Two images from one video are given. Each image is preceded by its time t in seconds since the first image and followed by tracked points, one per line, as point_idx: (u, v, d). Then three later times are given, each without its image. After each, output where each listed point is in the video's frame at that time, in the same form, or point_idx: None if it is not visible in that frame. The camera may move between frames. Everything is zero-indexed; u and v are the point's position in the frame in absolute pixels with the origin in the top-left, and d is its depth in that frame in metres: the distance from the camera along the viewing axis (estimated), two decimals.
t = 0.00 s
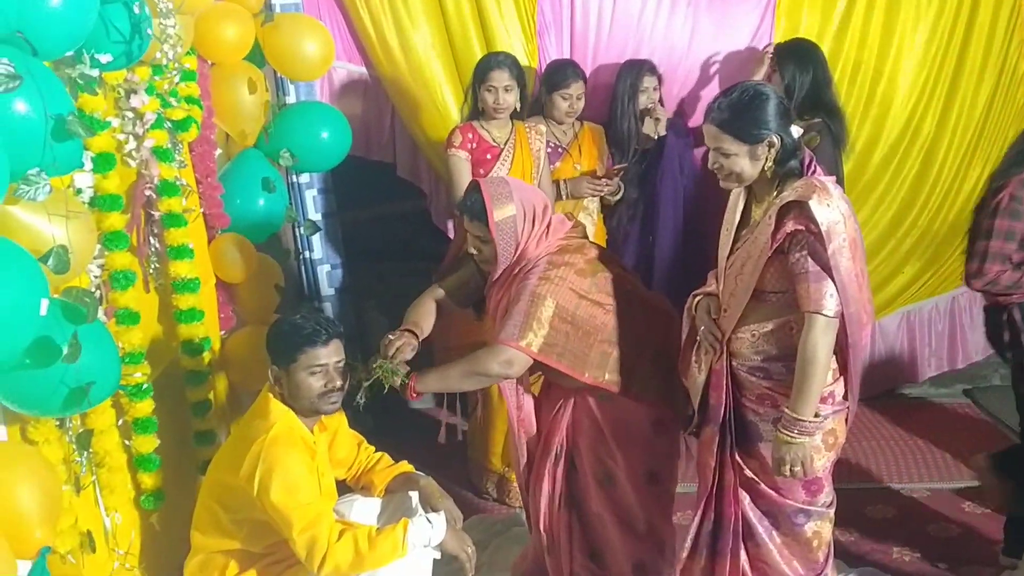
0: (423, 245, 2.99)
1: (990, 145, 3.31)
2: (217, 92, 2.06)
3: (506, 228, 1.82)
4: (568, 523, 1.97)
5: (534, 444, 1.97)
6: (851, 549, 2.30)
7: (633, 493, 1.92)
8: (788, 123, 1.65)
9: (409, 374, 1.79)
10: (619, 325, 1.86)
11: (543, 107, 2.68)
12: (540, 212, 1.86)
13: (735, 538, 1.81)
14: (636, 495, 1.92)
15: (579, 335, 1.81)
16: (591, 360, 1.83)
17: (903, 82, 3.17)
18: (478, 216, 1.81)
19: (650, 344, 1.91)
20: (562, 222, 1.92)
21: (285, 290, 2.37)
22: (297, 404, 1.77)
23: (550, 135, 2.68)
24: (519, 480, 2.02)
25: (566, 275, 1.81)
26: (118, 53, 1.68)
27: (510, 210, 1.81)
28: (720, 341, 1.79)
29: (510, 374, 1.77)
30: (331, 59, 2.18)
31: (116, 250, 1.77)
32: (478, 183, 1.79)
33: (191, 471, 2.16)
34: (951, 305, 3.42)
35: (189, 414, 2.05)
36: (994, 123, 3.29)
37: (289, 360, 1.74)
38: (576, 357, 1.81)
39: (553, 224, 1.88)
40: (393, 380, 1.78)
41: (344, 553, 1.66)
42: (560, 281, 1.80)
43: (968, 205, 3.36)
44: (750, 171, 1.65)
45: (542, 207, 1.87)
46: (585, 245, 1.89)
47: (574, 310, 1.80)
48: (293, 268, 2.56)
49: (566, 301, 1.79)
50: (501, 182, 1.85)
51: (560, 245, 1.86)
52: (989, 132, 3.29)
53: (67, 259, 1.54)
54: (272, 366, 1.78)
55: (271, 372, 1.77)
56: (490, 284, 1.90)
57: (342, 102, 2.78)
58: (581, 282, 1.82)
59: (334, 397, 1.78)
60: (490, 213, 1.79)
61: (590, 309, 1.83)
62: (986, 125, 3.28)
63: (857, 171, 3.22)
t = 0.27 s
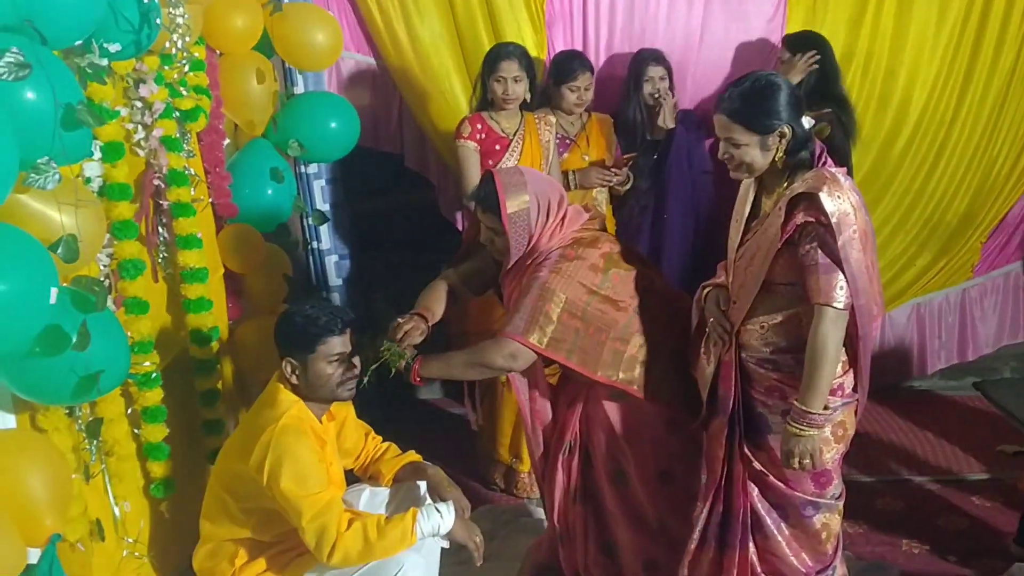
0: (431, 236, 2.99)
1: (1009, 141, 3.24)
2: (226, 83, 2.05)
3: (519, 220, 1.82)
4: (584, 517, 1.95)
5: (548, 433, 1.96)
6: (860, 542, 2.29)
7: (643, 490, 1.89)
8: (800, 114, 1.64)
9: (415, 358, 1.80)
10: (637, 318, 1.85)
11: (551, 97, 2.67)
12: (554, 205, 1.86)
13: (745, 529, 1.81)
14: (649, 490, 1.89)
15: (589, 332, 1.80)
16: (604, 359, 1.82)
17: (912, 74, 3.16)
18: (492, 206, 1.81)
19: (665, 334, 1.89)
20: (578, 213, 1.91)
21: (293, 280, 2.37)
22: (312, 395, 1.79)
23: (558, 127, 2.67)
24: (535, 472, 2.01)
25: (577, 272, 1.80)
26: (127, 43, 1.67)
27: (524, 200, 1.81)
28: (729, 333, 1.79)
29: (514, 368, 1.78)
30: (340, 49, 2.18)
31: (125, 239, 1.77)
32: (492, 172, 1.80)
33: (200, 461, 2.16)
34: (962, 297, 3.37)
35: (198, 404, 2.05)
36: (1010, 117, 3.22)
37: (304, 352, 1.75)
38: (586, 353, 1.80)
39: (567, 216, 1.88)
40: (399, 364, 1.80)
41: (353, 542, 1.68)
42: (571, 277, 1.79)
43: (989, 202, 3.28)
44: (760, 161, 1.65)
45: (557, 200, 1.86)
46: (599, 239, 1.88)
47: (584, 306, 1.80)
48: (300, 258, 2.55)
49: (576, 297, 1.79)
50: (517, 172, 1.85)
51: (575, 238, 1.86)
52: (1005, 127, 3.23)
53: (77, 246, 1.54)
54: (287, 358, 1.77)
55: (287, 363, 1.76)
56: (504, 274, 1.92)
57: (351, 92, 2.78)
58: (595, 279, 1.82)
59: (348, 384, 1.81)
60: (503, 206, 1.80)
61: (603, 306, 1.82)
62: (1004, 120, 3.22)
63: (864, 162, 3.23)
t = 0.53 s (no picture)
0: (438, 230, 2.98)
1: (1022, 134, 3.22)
2: (235, 76, 2.06)
3: (528, 215, 1.82)
4: (592, 514, 1.94)
5: (558, 429, 1.96)
6: (868, 538, 2.29)
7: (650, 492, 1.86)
8: (811, 108, 1.63)
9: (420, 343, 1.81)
10: (646, 316, 1.85)
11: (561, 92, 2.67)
12: (565, 200, 1.85)
13: (753, 526, 1.80)
14: (658, 489, 1.87)
15: (596, 329, 1.80)
16: (613, 357, 1.81)
17: (924, 67, 3.16)
18: (501, 199, 1.82)
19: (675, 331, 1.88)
20: (589, 209, 1.90)
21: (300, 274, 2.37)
22: (321, 389, 1.80)
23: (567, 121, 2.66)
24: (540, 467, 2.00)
25: (585, 269, 1.80)
26: (136, 35, 1.67)
27: (533, 194, 1.81)
28: (738, 329, 1.78)
29: (514, 362, 1.80)
30: (348, 42, 2.17)
31: (133, 232, 1.79)
32: (501, 166, 1.81)
33: (207, 454, 2.16)
34: (969, 293, 3.34)
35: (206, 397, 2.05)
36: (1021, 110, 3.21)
37: (315, 347, 1.75)
38: (591, 350, 1.80)
39: (578, 211, 1.87)
40: (403, 350, 1.82)
41: (360, 536, 1.68)
42: (579, 274, 1.79)
43: (1000, 198, 3.26)
44: (770, 155, 1.64)
45: (567, 196, 1.86)
46: (610, 235, 1.86)
47: (590, 304, 1.80)
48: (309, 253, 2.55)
49: (582, 293, 1.79)
50: (527, 167, 1.85)
51: (585, 234, 1.85)
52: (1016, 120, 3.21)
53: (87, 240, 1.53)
54: (299, 353, 1.77)
55: (298, 358, 1.77)
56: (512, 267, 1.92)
57: (359, 85, 2.77)
58: (604, 276, 1.81)
59: (361, 377, 1.81)
60: (512, 200, 1.80)
61: (610, 304, 1.81)
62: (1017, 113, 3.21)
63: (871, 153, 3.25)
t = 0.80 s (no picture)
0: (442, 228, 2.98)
1: None
2: (239, 74, 2.06)
3: (534, 215, 1.81)
4: (594, 514, 1.94)
5: (560, 428, 1.95)
6: (871, 538, 2.29)
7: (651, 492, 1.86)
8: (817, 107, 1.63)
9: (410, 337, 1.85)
10: (648, 317, 1.85)
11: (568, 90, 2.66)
12: (571, 200, 1.84)
13: (757, 525, 1.80)
14: (660, 488, 1.87)
15: (596, 327, 1.80)
16: (607, 351, 1.81)
17: (927, 67, 3.16)
18: (507, 199, 1.80)
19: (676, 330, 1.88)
20: (595, 208, 1.89)
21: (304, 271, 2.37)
22: (324, 386, 1.79)
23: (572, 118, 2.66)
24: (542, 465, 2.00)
25: (587, 267, 1.79)
26: (141, 32, 1.67)
27: (538, 192, 1.80)
28: (742, 329, 1.78)
29: (508, 355, 1.78)
30: (353, 40, 2.17)
31: (137, 229, 1.79)
32: (507, 164, 1.79)
33: (210, 452, 2.16)
34: (974, 293, 3.33)
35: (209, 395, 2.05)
36: None
37: (319, 345, 1.75)
38: (586, 343, 1.79)
39: (584, 211, 1.86)
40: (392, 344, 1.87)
41: (363, 535, 1.68)
42: (579, 272, 1.79)
43: (1003, 199, 3.26)
44: (778, 154, 1.63)
45: (573, 196, 1.84)
46: (614, 234, 1.86)
47: (589, 301, 1.79)
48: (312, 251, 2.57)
49: (582, 289, 1.79)
50: (533, 165, 1.83)
51: (589, 233, 1.85)
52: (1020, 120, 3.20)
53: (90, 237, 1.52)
54: (302, 352, 1.77)
55: (302, 356, 1.77)
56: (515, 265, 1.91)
57: (364, 82, 2.77)
58: (605, 274, 1.81)
59: (364, 375, 1.80)
60: (518, 200, 1.78)
61: (610, 303, 1.81)
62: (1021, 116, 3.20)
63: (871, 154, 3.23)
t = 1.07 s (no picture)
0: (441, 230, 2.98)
1: None
2: (237, 73, 2.05)
3: (534, 222, 1.79)
4: (592, 517, 1.93)
5: (558, 431, 1.94)
6: (871, 542, 2.28)
7: (650, 496, 1.85)
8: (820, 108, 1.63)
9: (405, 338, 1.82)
10: (647, 322, 1.83)
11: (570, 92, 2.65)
12: (570, 205, 1.83)
13: (758, 528, 1.80)
14: (660, 491, 1.86)
15: (594, 331, 1.79)
16: (605, 355, 1.80)
17: (927, 69, 3.16)
18: (507, 204, 1.79)
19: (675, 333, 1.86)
20: (594, 213, 1.89)
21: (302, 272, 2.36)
22: (322, 389, 1.78)
23: (574, 119, 2.66)
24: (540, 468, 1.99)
25: (586, 272, 1.79)
26: (140, 32, 1.66)
27: (538, 197, 1.78)
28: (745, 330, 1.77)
29: (504, 359, 1.78)
30: (353, 41, 2.16)
31: (135, 230, 1.79)
32: (506, 169, 1.78)
33: (207, 454, 2.15)
34: (974, 297, 3.32)
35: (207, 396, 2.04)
36: None
37: (316, 348, 1.74)
38: (583, 347, 1.78)
39: (583, 215, 1.86)
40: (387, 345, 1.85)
41: (360, 538, 1.67)
42: (578, 277, 1.78)
43: (1002, 201, 3.25)
44: (782, 155, 1.63)
45: (572, 201, 1.83)
46: (613, 238, 1.86)
47: (587, 306, 1.78)
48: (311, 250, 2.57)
49: (581, 294, 1.78)
50: (531, 169, 1.82)
51: (589, 238, 1.84)
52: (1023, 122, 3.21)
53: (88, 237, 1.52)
54: (299, 354, 1.76)
55: (298, 359, 1.76)
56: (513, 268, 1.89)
57: (364, 84, 2.75)
58: (603, 279, 1.80)
59: (361, 378, 1.80)
60: (518, 206, 1.77)
61: (608, 307, 1.80)
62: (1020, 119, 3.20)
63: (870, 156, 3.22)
